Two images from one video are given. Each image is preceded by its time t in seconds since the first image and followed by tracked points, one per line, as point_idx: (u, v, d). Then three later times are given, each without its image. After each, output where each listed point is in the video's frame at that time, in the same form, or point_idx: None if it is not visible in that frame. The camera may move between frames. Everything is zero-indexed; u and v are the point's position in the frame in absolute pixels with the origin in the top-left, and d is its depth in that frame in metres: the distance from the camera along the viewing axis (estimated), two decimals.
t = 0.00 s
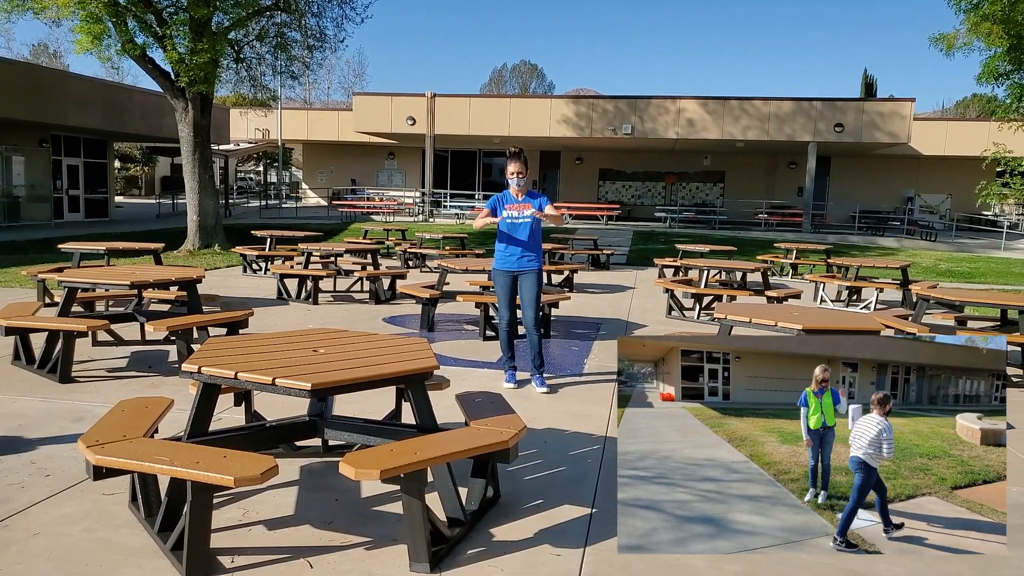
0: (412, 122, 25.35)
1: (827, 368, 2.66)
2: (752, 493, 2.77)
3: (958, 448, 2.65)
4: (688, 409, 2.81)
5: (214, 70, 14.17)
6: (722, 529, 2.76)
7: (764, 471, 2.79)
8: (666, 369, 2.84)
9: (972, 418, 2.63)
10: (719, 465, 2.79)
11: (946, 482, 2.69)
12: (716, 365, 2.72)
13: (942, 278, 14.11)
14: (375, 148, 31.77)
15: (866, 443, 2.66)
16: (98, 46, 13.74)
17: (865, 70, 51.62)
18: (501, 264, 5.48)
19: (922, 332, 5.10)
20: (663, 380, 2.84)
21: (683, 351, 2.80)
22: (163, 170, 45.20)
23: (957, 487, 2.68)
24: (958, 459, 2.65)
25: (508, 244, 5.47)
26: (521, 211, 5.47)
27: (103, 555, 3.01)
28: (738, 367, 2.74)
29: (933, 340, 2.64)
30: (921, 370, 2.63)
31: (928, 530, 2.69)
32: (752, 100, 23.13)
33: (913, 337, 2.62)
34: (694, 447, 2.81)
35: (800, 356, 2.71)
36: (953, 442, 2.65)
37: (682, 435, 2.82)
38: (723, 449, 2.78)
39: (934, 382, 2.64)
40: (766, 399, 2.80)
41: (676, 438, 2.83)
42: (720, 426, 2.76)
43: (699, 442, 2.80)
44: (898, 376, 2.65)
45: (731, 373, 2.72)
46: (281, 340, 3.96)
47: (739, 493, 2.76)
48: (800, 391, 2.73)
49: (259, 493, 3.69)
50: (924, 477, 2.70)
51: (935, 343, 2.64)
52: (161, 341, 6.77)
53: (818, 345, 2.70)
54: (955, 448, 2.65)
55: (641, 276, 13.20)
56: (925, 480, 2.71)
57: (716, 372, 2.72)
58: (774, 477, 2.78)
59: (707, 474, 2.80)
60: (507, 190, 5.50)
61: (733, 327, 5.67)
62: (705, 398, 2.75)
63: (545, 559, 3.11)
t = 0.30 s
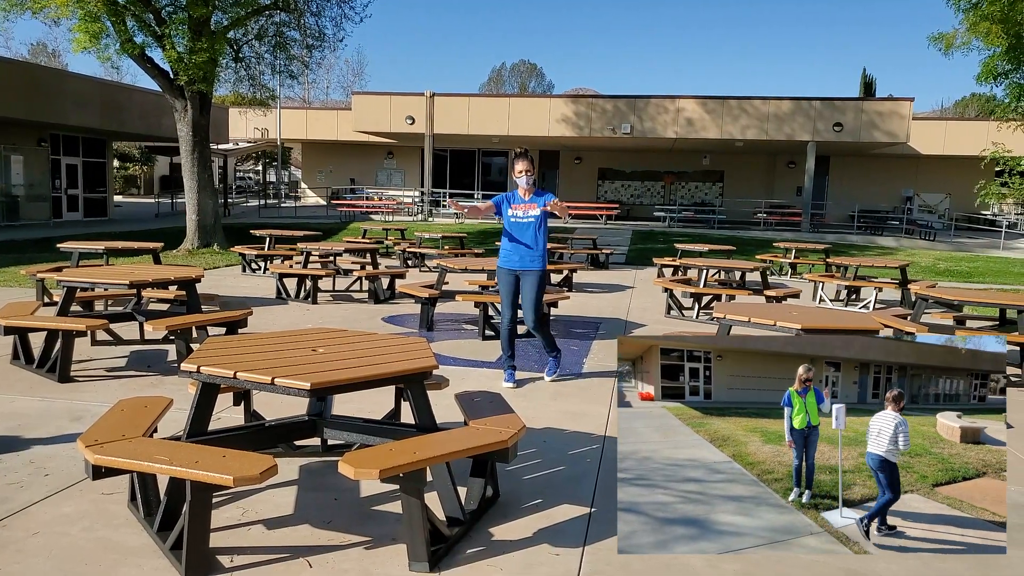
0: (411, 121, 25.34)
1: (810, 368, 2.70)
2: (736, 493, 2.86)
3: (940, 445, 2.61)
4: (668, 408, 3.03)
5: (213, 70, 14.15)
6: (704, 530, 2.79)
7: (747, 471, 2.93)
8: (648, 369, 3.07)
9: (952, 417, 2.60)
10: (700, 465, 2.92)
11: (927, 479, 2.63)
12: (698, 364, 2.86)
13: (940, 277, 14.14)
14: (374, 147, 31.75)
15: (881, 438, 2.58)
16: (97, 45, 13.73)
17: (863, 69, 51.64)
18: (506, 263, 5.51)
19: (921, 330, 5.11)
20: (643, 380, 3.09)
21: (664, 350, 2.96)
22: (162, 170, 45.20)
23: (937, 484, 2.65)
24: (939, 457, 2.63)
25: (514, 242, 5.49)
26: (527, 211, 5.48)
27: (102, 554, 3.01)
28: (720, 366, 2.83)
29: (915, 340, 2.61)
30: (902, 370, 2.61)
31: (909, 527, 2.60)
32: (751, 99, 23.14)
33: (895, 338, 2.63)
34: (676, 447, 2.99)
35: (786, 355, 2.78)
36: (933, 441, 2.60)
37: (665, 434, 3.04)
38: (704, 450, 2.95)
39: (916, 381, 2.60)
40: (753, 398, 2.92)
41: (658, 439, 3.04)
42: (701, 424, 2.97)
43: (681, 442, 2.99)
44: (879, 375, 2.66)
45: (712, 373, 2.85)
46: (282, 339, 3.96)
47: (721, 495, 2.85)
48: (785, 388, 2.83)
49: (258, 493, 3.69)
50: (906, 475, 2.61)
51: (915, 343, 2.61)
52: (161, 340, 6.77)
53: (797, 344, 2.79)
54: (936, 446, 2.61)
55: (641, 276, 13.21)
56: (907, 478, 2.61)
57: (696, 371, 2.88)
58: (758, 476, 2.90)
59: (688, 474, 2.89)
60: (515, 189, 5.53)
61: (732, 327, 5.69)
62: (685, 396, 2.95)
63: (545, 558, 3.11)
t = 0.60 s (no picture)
0: (410, 121, 25.32)
1: (790, 367, 2.85)
2: (715, 495, 2.94)
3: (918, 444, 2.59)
4: (642, 408, 3.10)
5: (212, 69, 14.14)
6: (683, 533, 2.82)
7: (726, 471, 3.06)
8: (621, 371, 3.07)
9: (928, 415, 2.58)
10: (677, 467, 2.99)
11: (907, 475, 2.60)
12: (675, 363, 2.94)
13: (938, 276, 14.16)
14: (374, 146, 31.74)
15: (892, 437, 2.62)
16: (95, 45, 13.70)
17: (863, 68, 51.55)
18: (519, 261, 5.50)
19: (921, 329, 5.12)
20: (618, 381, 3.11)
21: (637, 349, 2.99)
22: (161, 170, 45.19)
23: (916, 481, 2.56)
24: (916, 456, 2.59)
25: (528, 241, 5.49)
26: (541, 211, 5.48)
27: (101, 554, 3.01)
28: (696, 364, 2.94)
29: (892, 339, 2.66)
30: (880, 369, 2.69)
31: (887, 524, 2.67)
32: (750, 99, 23.14)
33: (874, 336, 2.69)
34: (650, 449, 3.09)
35: (763, 354, 2.94)
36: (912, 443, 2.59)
37: (640, 435, 3.14)
38: (680, 450, 3.03)
39: (894, 380, 2.67)
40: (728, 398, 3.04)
41: (635, 439, 3.15)
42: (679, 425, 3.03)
43: (656, 443, 3.08)
44: (858, 375, 2.76)
45: (688, 372, 2.94)
46: (283, 339, 3.97)
47: (700, 497, 2.90)
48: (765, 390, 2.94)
49: (258, 492, 3.69)
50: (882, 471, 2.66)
51: (894, 342, 2.67)
52: (159, 339, 6.77)
53: (779, 343, 2.93)
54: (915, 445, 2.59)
55: (640, 275, 13.23)
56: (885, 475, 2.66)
57: (672, 370, 2.96)
58: (738, 478, 2.99)
59: (666, 477, 3.00)
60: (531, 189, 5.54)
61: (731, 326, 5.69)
62: (661, 397, 3.03)
63: (544, 557, 3.11)
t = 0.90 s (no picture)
0: (409, 120, 25.31)
1: (768, 365, 2.93)
2: (691, 497, 2.87)
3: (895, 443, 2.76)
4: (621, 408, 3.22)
5: (210, 69, 14.14)
6: (658, 538, 2.83)
7: (703, 473, 2.92)
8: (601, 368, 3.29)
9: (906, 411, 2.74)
10: (652, 470, 3.00)
11: (882, 474, 2.74)
12: (649, 361, 3.17)
13: (938, 275, 14.16)
14: (372, 146, 31.73)
15: (903, 430, 2.72)
16: (95, 45, 13.71)
17: (863, 67, 51.43)
18: (538, 262, 5.77)
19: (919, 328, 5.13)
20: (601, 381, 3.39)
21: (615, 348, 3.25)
22: (160, 169, 45.21)
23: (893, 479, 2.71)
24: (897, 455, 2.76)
25: (546, 241, 5.75)
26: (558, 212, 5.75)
27: (99, 553, 3.01)
28: (670, 363, 3.13)
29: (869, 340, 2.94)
30: (857, 369, 2.90)
31: (864, 521, 2.74)
32: (749, 98, 23.14)
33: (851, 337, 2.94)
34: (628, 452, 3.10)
35: (743, 353, 3.04)
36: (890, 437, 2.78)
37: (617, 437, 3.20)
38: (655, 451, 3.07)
39: (870, 379, 2.88)
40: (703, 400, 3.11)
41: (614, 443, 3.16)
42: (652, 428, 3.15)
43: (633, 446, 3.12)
44: (835, 375, 2.92)
45: (662, 370, 3.14)
46: (281, 338, 3.97)
47: (677, 500, 2.87)
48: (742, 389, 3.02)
49: (256, 491, 3.69)
50: (863, 470, 2.78)
51: (870, 344, 2.91)
52: (158, 339, 6.77)
53: (758, 345, 3.00)
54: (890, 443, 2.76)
55: (639, 275, 13.24)
56: (863, 475, 2.78)
57: (645, 370, 3.19)
58: (714, 478, 2.89)
59: (640, 481, 2.98)
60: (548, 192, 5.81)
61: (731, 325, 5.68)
62: (634, 397, 3.21)
63: (541, 556, 3.11)
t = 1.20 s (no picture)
0: (408, 119, 25.30)
1: (745, 365, 2.98)
2: (665, 501, 2.95)
3: (870, 440, 2.91)
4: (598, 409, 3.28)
5: (209, 68, 14.12)
6: (634, 542, 2.89)
7: (678, 475, 2.99)
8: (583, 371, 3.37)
9: (881, 412, 2.89)
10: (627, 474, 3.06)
11: (861, 473, 2.87)
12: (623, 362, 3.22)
13: (937, 274, 14.15)
14: (371, 145, 31.71)
15: (899, 426, 2.83)
16: (94, 44, 13.70)
17: (862, 66, 51.37)
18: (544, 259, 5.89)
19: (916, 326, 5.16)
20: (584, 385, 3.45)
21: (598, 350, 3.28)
22: (159, 168, 45.18)
23: (870, 477, 2.84)
24: (870, 451, 2.90)
25: (552, 240, 5.83)
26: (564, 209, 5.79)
27: (96, 551, 3.01)
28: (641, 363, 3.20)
29: (845, 339, 3.04)
30: (834, 369, 3.00)
31: (844, 520, 2.84)
32: (748, 97, 23.16)
33: (825, 336, 3.06)
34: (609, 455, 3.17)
35: (719, 354, 3.06)
36: (865, 435, 2.92)
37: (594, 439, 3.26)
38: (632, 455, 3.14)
39: (847, 378, 2.98)
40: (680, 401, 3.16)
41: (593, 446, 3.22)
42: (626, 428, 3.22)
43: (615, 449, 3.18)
44: (813, 374, 3.01)
45: (633, 371, 3.22)
46: (279, 337, 3.97)
47: (649, 503, 2.95)
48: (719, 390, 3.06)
49: (253, 490, 3.69)
50: (840, 470, 2.91)
51: (846, 343, 3.03)
52: (157, 338, 6.78)
53: (737, 343, 3.05)
54: (867, 441, 2.92)
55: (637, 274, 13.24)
56: (841, 473, 2.92)
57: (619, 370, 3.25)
58: (690, 481, 2.94)
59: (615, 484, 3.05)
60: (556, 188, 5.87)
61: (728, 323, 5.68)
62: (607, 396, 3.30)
63: (539, 554, 3.12)
